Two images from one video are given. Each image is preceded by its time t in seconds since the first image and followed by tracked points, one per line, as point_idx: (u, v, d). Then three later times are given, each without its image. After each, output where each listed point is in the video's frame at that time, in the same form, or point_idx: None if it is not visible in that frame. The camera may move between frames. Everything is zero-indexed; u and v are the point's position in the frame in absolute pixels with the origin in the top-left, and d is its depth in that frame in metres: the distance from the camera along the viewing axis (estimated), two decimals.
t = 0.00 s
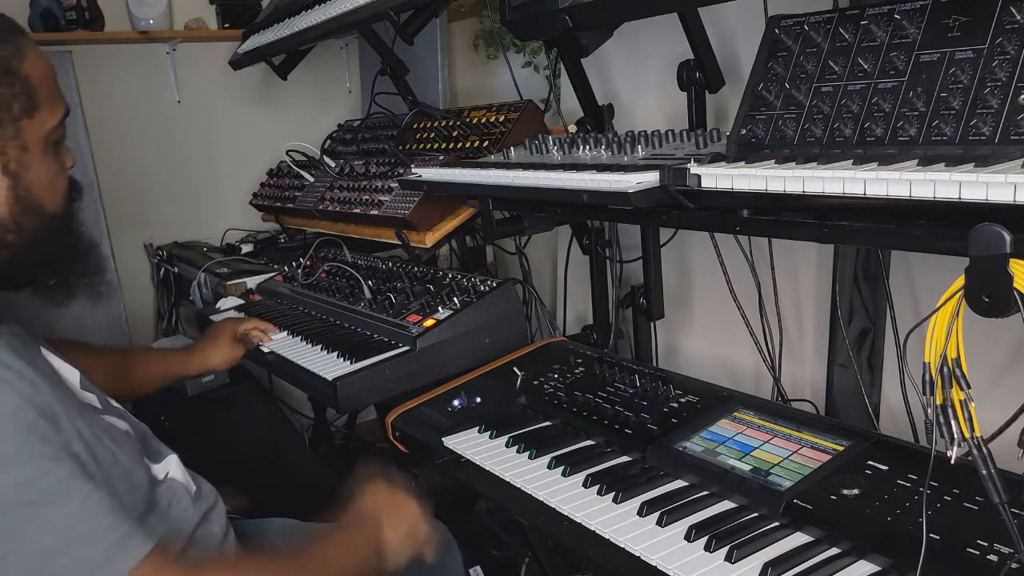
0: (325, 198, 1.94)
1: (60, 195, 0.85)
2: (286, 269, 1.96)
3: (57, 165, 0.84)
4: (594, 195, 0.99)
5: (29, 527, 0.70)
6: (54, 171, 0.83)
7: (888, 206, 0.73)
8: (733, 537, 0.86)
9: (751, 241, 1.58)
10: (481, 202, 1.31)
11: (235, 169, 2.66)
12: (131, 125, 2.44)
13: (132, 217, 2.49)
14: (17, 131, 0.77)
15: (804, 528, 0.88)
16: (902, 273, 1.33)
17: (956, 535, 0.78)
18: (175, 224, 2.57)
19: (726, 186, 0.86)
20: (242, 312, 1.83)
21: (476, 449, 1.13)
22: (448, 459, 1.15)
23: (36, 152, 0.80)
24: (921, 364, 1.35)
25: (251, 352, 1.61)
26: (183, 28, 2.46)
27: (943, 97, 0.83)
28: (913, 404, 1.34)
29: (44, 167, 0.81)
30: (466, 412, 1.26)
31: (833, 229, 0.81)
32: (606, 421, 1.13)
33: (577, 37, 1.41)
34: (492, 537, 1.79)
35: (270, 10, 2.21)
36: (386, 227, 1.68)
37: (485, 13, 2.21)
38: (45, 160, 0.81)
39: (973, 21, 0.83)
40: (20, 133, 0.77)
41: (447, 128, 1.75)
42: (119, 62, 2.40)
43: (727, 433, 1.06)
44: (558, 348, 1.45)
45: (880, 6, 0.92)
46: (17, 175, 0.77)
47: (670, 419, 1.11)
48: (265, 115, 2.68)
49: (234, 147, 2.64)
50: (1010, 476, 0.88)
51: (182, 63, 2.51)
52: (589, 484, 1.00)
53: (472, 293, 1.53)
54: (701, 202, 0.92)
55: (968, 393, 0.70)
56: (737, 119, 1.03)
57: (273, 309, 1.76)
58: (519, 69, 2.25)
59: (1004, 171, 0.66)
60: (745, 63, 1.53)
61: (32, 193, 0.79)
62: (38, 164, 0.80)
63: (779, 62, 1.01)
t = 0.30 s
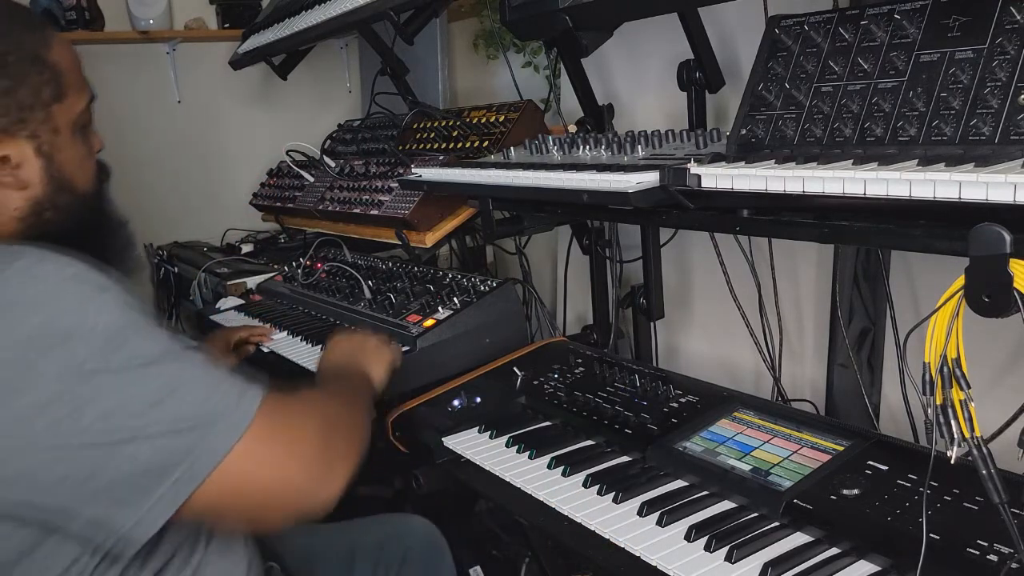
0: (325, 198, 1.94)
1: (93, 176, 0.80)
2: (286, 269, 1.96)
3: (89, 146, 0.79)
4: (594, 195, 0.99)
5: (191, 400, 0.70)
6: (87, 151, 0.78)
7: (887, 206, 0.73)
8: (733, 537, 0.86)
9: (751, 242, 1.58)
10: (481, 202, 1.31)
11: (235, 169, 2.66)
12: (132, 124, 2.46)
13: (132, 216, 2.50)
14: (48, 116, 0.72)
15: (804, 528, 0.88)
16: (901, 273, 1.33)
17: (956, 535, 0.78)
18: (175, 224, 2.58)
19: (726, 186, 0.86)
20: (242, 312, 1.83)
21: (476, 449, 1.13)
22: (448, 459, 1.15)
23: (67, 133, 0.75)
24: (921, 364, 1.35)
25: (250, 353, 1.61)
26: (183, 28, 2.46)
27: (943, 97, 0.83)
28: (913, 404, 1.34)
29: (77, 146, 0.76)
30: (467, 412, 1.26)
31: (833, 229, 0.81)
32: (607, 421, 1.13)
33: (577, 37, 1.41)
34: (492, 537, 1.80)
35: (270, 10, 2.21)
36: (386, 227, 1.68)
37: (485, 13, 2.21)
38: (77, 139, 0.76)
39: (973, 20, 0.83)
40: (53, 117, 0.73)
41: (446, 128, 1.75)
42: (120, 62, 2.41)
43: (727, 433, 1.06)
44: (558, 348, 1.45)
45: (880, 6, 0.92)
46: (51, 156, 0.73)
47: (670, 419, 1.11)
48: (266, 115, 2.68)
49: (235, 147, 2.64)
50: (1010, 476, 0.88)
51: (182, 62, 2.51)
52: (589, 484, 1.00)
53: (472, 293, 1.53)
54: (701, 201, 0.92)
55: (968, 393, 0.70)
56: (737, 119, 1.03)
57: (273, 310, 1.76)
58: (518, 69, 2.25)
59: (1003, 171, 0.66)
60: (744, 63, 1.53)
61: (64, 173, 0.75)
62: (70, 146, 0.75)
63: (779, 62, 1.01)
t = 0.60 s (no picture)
0: (325, 198, 1.94)
1: (122, 170, 0.92)
2: (285, 269, 1.96)
3: (119, 143, 0.91)
4: (594, 195, 0.99)
5: (253, 333, 0.82)
6: (117, 148, 0.90)
7: (887, 206, 0.73)
8: (733, 537, 0.86)
9: (751, 242, 1.58)
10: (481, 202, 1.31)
11: (236, 170, 2.65)
12: (132, 124, 2.47)
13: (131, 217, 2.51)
14: (86, 113, 0.84)
15: (804, 528, 0.88)
16: (902, 273, 1.33)
17: (956, 535, 0.78)
18: (174, 225, 2.58)
19: (726, 186, 0.86)
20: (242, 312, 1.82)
21: (476, 449, 1.13)
22: (449, 459, 1.15)
23: (102, 129, 0.87)
24: (922, 364, 1.35)
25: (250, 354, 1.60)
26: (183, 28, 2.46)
27: (943, 97, 0.83)
28: (913, 404, 1.34)
29: (111, 142, 0.88)
30: (467, 412, 1.26)
31: (833, 230, 0.81)
32: (607, 421, 1.13)
33: (577, 37, 1.41)
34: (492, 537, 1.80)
35: (270, 10, 2.21)
36: (386, 227, 1.68)
37: (485, 13, 2.21)
38: (111, 136, 0.88)
39: (973, 21, 0.83)
40: (88, 114, 0.84)
41: (447, 128, 1.75)
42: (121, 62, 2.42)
43: (727, 433, 1.06)
44: (558, 348, 1.45)
45: (880, 6, 0.92)
46: (87, 149, 0.85)
47: (670, 419, 1.11)
48: (265, 116, 2.68)
49: (235, 148, 2.64)
50: (1011, 476, 0.88)
51: (182, 63, 2.51)
52: (589, 484, 1.00)
53: (472, 293, 1.53)
54: (701, 201, 0.92)
55: (968, 393, 0.70)
56: (737, 119, 1.03)
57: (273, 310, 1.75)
58: (519, 69, 2.25)
59: (1003, 171, 0.66)
60: (745, 62, 1.53)
61: (98, 165, 0.87)
62: (104, 142, 0.87)
63: (779, 62, 1.01)
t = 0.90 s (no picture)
0: (325, 198, 1.94)
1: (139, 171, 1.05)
2: (285, 269, 1.95)
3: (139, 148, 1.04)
4: (594, 195, 0.99)
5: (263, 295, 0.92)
6: (136, 151, 1.03)
7: (888, 206, 0.73)
8: (733, 537, 0.86)
9: (751, 241, 1.58)
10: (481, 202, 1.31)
11: (235, 170, 2.65)
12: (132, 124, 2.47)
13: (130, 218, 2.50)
14: (110, 119, 0.97)
15: (804, 528, 0.88)
16: (902, 273, 1.33)
17: (956, 535, 0.78)
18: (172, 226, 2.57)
19: (726, 186, 0.86)
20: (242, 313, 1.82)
21: (476, 449, 1.14)
22: (448, 459, 1.16)
23: (122, 135, 1.00)
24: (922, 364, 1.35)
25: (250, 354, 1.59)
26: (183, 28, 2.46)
27: (943, 97, 0.83)
28: (914, 404, 1.34)
29: (130, 147, 1.02)
30: (466, 412, 1.26)
31: (834, 230, 0.81)
32: (607, 421, 1.13)
33: (577, 37, 1.41)
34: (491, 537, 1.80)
35: (270, 10, 2.21)
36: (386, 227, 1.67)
37: (485, 13, 2.21)
38: (131, 143, 1.02)
39: (973, 20, 0.83)
40: (112, 120, 0.97)
41: (447, 128, 1.75)
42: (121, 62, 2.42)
43: (727, 433, 1.06)
44: (558, 348, 1.45)
45: (880, 6, 0.92)
46: (108, 151, 0.98)
47: (670, 419, 1.11)
48: (265, 116, 2.68)
49: (234, 149, 2.64)
50: (1011, 476, 0.88)
51: (182, 63, 2.51)
52: (589, 484, 1.00)
53: (472, 293, 1.53)
54: (702, 202, 0.91)
55: (968, 393, 0.70)
56: (737, 119, 1.03)
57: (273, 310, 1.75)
58: (519, 69, 2.25)
59: (1004, 171, 0.66)
60: (744, 62, 1.53)
61: (118, 166, 1.00)
62: (124, 146, 1.00)
63: (778, 62, 1.01)
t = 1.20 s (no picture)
0: (325, 198, 1.94)
1: (148, 173, 1.05)
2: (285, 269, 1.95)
3: (147, 149, 1.04)
4: (594, 195, 0.99)
5: (267, 281, 0.92)
6: (145, 153, 1.03)
7: (888, 206, 0.73)
8: (733, 537, 0.87)
9: (751, 242, 1.58)
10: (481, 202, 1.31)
11: (237, 170, 2.65)
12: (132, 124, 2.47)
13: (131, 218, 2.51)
14: (118, 120, 0.97)
15: (803, 528, 0.88)
16: (901, 273, 1.33)
17: (955, 535, 0.78)
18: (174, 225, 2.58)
19: (726, 186, 0.86)
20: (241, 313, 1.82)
21: (476, 449, 1.14)
22: (449, 459, 1.16)
23: (131, 137, 1.00)
24: (921, 364, 1.35)
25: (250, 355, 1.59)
26: (183, 28, 2.46)
27: (943, 97, 0.83)
28: (913, 404, 1.34)
29: (138, 149, 1.01)
30: (466, 412, 1.26)
31: (833, 230, 0.81)
32: (607, 421, 1.13)
33: (577, 37, 1.41)
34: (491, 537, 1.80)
35: (270, 10, 2.21)
36: (386, 227, 1.68)
37: (485, 13, 2.21)
38: (139, 144, 1.02)
39: (973, 20, 0.83)
40: (120, 122, 0.98)
41: (446, 128, 1.75)
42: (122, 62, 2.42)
43: (727, 433, 1.06)
44: (558, 348, 1.45)
45: (880, 6, 0.92)
46: (117, 153, 0.98)
47: (670, 419, 1.11)
48: (266, 116, 2.68)
49: (235, 148, 2.64)
50: (1010, 476, 0.88)
51: (182, 63, 2.52)
52: (589, 484, 1.00)
53: (472, 293, 1.53)
54: (701, 202, 0.91)
55: (968, 393, 0.70)
56: (737, 119, 1.03)
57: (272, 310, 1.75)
58: (519, 69, 2.25)
59: (1003, 171, 0.66)
60: (744, 62, 1.53)
61: (127, 168, 1.00)
62: (133, 147, 1.00)
63: (779, 62, 1.01)
